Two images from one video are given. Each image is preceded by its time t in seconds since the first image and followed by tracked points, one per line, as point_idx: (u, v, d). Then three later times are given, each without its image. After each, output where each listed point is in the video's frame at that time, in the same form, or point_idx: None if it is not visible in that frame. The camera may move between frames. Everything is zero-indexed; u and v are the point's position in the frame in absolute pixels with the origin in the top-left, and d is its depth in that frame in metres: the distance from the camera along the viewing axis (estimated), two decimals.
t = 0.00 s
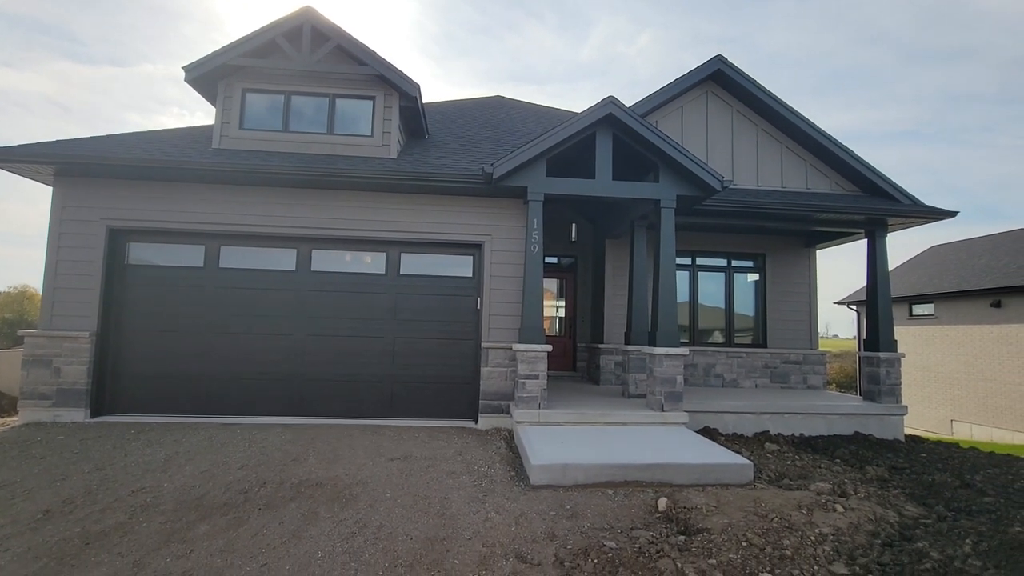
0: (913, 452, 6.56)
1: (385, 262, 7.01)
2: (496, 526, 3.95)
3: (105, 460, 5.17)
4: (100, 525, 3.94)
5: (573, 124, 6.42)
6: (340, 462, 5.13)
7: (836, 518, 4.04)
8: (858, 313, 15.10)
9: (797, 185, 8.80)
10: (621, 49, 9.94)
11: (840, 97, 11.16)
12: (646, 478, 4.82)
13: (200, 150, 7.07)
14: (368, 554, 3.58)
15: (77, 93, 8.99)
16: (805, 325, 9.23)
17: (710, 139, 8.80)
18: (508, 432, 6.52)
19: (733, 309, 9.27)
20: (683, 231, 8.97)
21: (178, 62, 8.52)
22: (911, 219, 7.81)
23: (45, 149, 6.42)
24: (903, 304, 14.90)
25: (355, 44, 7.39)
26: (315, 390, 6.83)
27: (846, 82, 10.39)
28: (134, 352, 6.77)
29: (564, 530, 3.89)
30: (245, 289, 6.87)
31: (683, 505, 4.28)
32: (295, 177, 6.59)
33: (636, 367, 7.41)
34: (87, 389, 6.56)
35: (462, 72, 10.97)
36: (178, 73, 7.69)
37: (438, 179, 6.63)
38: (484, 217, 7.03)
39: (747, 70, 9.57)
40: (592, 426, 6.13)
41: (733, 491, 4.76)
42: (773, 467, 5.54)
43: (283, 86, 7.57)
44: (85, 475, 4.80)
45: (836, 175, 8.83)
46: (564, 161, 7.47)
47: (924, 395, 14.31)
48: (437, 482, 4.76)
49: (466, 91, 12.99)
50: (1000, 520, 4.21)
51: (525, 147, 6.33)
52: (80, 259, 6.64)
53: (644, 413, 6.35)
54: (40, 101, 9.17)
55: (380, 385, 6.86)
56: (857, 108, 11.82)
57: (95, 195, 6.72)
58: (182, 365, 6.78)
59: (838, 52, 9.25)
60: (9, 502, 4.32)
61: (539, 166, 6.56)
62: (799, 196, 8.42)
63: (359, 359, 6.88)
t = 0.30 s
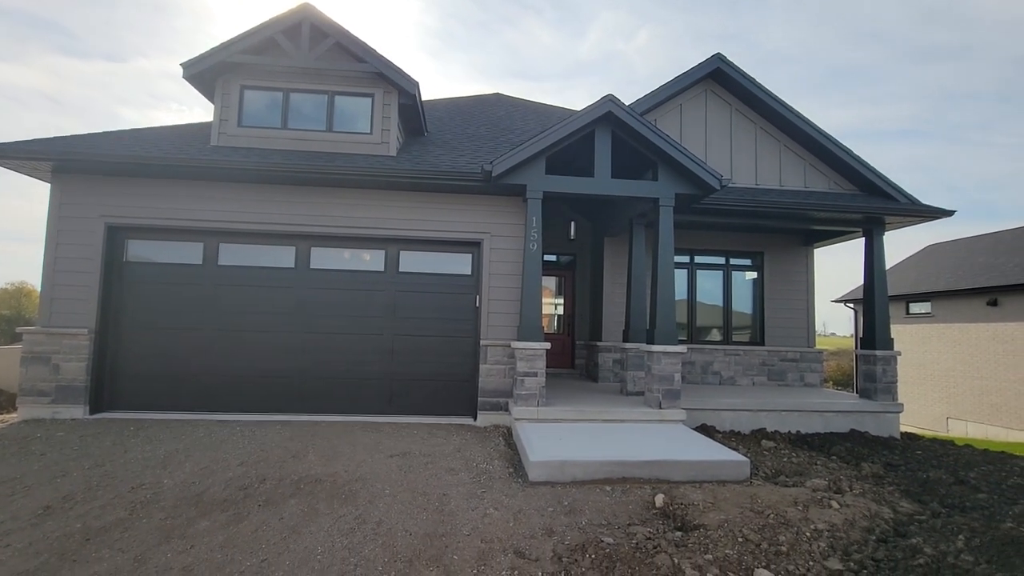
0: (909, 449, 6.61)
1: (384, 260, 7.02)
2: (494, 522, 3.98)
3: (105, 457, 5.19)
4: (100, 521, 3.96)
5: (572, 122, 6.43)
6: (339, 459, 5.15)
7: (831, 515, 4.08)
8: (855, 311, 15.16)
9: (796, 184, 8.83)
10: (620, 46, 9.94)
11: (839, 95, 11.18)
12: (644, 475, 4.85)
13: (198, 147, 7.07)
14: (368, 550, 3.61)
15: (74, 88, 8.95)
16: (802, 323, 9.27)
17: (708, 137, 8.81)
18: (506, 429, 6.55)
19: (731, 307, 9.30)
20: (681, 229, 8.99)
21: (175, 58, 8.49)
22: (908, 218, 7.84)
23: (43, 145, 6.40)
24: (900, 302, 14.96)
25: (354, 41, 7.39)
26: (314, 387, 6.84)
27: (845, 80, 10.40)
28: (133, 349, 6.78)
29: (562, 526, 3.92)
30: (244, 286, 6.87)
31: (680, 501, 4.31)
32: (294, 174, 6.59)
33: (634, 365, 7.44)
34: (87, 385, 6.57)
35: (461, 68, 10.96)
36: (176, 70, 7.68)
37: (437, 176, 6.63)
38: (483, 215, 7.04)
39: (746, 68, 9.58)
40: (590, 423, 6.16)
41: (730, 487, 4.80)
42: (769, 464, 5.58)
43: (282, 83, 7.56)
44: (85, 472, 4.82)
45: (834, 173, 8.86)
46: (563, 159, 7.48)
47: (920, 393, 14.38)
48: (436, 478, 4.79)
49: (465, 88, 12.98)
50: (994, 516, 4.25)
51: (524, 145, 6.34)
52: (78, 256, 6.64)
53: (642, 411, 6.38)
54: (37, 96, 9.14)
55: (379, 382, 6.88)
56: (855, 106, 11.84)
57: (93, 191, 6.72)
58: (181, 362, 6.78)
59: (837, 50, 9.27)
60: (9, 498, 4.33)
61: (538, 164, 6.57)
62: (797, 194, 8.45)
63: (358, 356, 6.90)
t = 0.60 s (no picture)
0: (894, 446, 6.71)
1: (375, 259, 7.00)
2: (486, 520, 4.00)
3: (92, 458, 5.14)
4: (88, 523, 3.92)
5: (563, 122, 6.45)
6: (330, 459, 5.13)
7: (818, 511, 4.14)
8: (842, 310, 15.35)
9: (784, 184, 8.92)
10: (611, 46, 9.97)
11: (827, 96, 11.31)
12: (634, 472, 4.89)
13: (186, 145, 7.00)
14: (359, 549, 3.61)
15: (58, 85, 8.83)
16: (790, 321, 9.38)
17: (698, 138, 8.88)
18: (498, 428, 6.57)
19: (721, 306, 9.38)
20: (672, 229, 9.05)
21: (162, 55, 8.40)
22: (894, 218, 7.96)
23: (28, 142, 6.31)
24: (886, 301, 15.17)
25: (345, 39, 7.35)
26: (305, 386, 6.81)
27: (832, 82, 10.51)
28: (120, 348, 6.71)
29: (553, 524, 3.94)
30: (233, 286, 6.82)
31: (670, 498, 4.35)
32: (284, 173, 6.55)
33: (625, 364, 7.49)
34: (73, 386, 6.49)
35: (452, 68, 10.95)
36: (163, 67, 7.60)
37: (428, 175, 6.63)
38: (474, 214, 7.04)
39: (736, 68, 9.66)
40: (581, 422, 6.19)
41: (719, 484, 4.86)
42: (758, 461, 5.64)
43: (272, 81, 7.52)
44: (72, 473, 4.77)
45: (821, 174, 8.96)
46: (554, 159, 7.51)
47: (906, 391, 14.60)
48: (427, 477, 4.79)
49: (456, 87, 12.97)
50: (975, 511, 4.34)
51: (515, 145, 6.35)
52: (64, 255, 6.56)
53: (632, 409, 6.42)
54: (19, 93, 9.00)
55: (370, 382, 6.87)
56: (843, 107, 11.97)
57: (79, 190, 6.64)
58: (169, 362, 6.73)
59: (824, 52, 9.37)
60: None
61: (529, 163, 6.59)
62: (785, 194, 8.54)
63: (348, 356, 6.88)
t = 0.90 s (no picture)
0: (903, 438, 6.68)
1: (379, 260, 7.01)
2: (494, 518, 4.00)
3: (101, 463, 5.16)
4: (98, 527, 3.95)
5: (564, 118, 6.44)
6: (337, 460, 5.14)
7: (827, 504, 4.12)
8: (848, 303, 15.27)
9: (787, 178, 8.88)
10: (610, 43, 9.95)
11: (829, 88, 11.26)
12: (642, 468, 4.88)
13: (189, 150, 7.03)
14: (368, 548, 3.62)
15: (61, 92, 8.88)
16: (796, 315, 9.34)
17: (700, 132, 8.85)
18: (504, 426, 6.56)
19: (725, 300, 9.35)
20: (675, 224, 9.03)
21: (162, 61, 8.43)
22: (899, 209, 7.92)
23: (32, 150, 6.34)
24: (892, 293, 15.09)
25: (345, 40, 7.37)
26: (311, 388, 6.84)
27: (834, 74, 10.46)
28: (127, 353, 6.74)
29: (561, 521, 3.94)
30: (238, 289, 6.84)
31: (678, 494, 4.35)
32: (287, 176, 6.57)
33: (630, 360, 7.47)
34: (81, 392, 6.53)
35: (452, 67, 10.95)
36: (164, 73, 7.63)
37: (430, 175, 6.63)
38: (477, 213, 7.05)
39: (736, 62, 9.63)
40: (587, 419, 6.19)
41: (727, 479, 4.84)
42: (766, 455, 5.62)
43: (273, 84, 7.54)
44: (82, 478, 4.80)
45: (825, 166, 8.92)
46: (556, 156, 7.50)
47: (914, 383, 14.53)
48: (435, 476, 4.81)
49: (456, 87, 12.97)
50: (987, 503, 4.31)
51: (517, 143, 6.35)
52: (70, 261, 6.61)
53: (638, 405, 6.41)
54: (21, 102, 9.04)
55: (376, 383, 6.88)
56: (845, 99, 11.91)
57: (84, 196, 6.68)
58: (176, 366, 6.76)
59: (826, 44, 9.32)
60: (5, 506, 4.31)
61: (531, 161, 6.58)
62: (788, 187, 8.50)
63: (354, 357, 6.89)
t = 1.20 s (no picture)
0: (908, 433, 6.66)
1: (381, 260, 7.02)
2: (500, 517, 4.01)
3: (109, 466, 5.19)
4: (106, 529, 3.97)
5: (565, 116, 6.43)
6: (342, 460, 5.16)
7: (833, 499, 4.12)
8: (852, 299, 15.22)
9: (789, 173, 8.85)
10: (611, 40, 9.93)
11: (830, 83, 11.22)
12: (646, 466, 4.88)
13: (191, 153, 7.05)
14: (374, 548, 3.63)
15: (63, 97, 8.91)
16: (800, 311, 9.32)
17: (702, 128, 8.83)
18: (508, 425, 6.57)
19: (729, 297, 9.33)
20: (677, 221, 9.02)
21: (163, 65, 8.45)
22: (902, 204, 7.89)
23: (35, 155, 6.37)
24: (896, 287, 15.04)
25: (344, 42, 7.38)
26: (316, 389, 6.86)
27: (835, 68, 10.42)
28: (132, 356, 6.77)
29: (567, 519, 3.95)
30: (242, 292, 6.86)
31: (683, 491, 4.35)
32: (289, 178, 6.58)
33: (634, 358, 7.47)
34: (87, 395, 6.57)
35: (451, 67, 10.95)
36: (166, 77, 7.65)
37: (432, 175, 6.64)
38: (479, 212, 7.05)
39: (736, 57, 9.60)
40: (592, 417, 6.19)
41: (732, 476, 4.84)
42: (771, 452, 5.61)
43: (274, 86, 7.55)
44: (89, 481, 4.82)
45: (827, 161, 8.89)
46: (557, 154, 7.49)
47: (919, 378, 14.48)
48: (440, 476, 4.82)
49: (456, 86, 12.96)
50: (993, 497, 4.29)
51: (518, 141, 6.34)
52: (75, 266, 6.64)
53: (642, 403, 6.41)
54: (24, 108, 9.08)
55: (379, 383, 6.90)
56: (846, 93, 11.87)
57: (88, 201, 6.71)
58: (181, 369, 6.79)
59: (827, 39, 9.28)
60: (14, 509, 4.33)
61: (532, 160, 6.58)
62: (791, 182, 8.48)
63: (358, 358, 6.91)
